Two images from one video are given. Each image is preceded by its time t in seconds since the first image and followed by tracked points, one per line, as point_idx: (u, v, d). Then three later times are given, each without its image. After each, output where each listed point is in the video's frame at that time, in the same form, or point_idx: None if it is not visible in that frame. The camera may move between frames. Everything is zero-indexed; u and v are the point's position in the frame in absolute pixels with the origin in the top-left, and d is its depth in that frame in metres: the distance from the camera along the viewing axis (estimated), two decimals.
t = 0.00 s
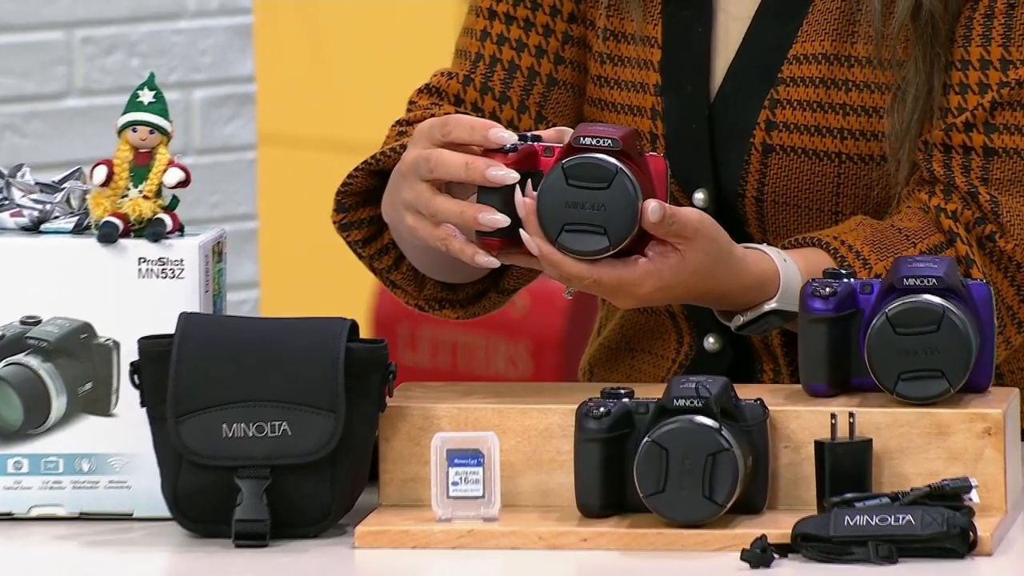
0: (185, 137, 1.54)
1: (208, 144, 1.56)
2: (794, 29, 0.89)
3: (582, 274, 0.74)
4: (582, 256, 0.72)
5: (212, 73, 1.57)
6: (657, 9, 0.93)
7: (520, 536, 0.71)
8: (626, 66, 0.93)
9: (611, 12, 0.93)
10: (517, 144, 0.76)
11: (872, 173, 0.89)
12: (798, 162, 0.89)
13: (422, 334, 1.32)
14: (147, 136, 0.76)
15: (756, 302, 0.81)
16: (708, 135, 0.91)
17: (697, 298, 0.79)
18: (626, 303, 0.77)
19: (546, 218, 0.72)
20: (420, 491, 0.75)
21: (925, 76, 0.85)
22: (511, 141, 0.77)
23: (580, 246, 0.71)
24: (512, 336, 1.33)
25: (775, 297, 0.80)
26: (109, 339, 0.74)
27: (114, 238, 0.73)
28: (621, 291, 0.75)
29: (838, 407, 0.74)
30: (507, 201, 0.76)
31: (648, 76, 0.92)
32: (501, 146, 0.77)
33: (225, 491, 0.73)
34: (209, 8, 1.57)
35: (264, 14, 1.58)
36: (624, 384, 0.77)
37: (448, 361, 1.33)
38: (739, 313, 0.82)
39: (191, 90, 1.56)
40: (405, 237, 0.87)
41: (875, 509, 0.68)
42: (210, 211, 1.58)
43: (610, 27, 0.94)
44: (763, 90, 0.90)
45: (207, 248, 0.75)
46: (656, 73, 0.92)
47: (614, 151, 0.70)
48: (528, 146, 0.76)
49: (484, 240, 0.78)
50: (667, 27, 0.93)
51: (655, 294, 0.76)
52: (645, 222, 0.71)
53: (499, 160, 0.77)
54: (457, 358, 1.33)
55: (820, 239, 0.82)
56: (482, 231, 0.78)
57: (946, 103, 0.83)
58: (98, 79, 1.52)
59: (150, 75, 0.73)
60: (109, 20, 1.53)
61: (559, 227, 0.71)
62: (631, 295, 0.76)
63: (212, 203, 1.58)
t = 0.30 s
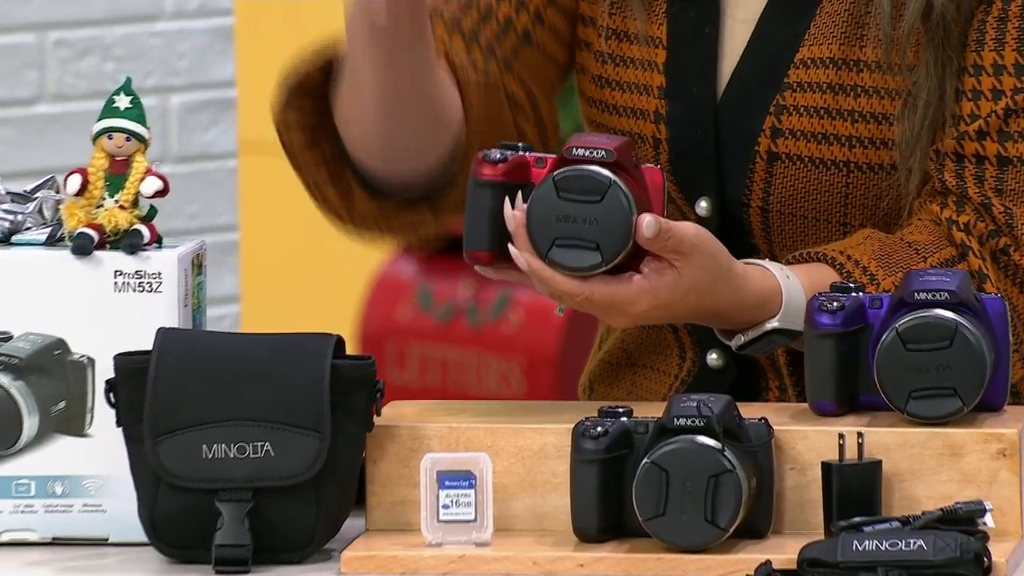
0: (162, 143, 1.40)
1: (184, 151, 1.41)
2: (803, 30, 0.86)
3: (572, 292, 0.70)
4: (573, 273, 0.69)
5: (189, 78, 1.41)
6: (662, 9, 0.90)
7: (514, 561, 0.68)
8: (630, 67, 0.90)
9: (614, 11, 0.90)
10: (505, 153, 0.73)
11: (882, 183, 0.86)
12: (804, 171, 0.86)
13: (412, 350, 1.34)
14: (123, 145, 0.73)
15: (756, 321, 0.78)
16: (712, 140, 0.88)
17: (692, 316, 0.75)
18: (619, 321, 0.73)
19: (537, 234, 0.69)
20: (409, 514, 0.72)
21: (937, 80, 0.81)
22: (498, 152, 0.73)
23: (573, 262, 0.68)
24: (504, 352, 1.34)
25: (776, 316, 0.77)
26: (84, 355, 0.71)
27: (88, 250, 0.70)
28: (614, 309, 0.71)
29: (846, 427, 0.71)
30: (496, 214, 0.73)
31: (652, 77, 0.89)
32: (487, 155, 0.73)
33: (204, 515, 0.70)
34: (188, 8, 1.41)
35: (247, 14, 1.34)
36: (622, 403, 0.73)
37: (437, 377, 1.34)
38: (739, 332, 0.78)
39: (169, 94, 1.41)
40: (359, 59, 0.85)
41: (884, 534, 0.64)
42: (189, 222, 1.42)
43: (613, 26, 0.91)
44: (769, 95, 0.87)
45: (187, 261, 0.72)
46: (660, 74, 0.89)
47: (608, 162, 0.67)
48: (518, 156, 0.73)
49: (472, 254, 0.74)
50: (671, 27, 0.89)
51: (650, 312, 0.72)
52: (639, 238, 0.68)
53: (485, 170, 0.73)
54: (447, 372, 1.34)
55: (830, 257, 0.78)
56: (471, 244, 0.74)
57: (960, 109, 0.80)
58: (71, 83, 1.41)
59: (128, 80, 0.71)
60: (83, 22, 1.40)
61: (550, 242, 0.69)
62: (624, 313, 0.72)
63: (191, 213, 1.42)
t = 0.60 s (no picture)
0: (143, 150, 1.38)
1: (169, 158, 1.39)
2: (814, 33, 0.83)
3: (576, 313, 0.67)
4: (578, 293, 0.66)
5: (173, 80, 1.40)
6: (668, 6, 0.87)
7: None
8: (633, 67, 0.86)
9: (619, 8, 0.87)
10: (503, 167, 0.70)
11: (896, 195, 0.83)
12: (815, 180, 0.83)
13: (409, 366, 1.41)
14: (103, 150, 0.70)
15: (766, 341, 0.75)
16: (718, 141, 0.85)
17: (701, 336, 0.73)
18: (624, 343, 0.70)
19: (539, 251, 0.66)
20: (402, 538, 0.69)
21: (955, 89, 0.80)
22: (497, 166, 0.70)
23: (575, 281, 0.65)
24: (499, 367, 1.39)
25: (786, 337, 0.74)
26: (62, 372, 0.68)
27: (66, 262, 0.67)
28: (620, 330, 0.68)
29: (859, 446, 0.67)
30: (496, 230, 0.70)
31: (657, 78, 0.86)
32: (485, 170, 0.70)
33: (188, 539, 0.66)
34: (171, 8, 1.40)
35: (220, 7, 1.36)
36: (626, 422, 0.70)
37: (435, 394, 1.40)
38: (749, 352, 0.76)
39: (151, 99, 1.39)
40: (319, 30, 0.77)
41: (900, 558, 0.61)
42: (172, 231, 1.42)
43: (617, 23, 0.87)
44: (780, 99, 0.83)
45: (170, 272, 0.69)
46: (665, 74, 0.86)
47: (614, 176, 0.65)
48: (518, 171, 0.70)
49: (470, 272, 0.71)
50: (678, 24, 0.86)
51: (657, 334, 0.70)
52: (646, 257, 0.65)
53: (485, 186, 0.70)
54: (444, 392, 1.40)
55: (843, 274, 0.76)
56: (468, 262, 0.71)
57: (978, 119, 0.78)
58: (47, 86, 1.37)
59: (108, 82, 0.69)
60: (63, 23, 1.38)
61: (554, 262, 0.66)
62: (631, 335, 0.69)
63: (175, 222, 1.42)
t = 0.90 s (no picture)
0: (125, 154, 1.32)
1: (152, 163, 1.32)
2: (826, 32, 0.81)
3: (584, 324, 0.64)
4: (585, 303, 0.63)
5: (156, 82, 1.32)
6: (670, 10, 0.85)
7: None
8: (635, 74, 0.85)
9: (619, 14, 0.86)
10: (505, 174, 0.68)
11: (913, 201, 0.81)
12: (829, 185, 0.81)
13: (399, 384, 1.21)
14: (84, 155, 0.68)
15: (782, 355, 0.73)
16: (725, 150, 0.83)
17: (713, 348, 0.70)
18: (634, 357, 0.67)
19: (543, 261, 0.63)
20: (397, 560, 0.66)
21: (975, 90, 0.77)
22: (499, 173, 0.68)
23: (582, 291, 0.63)
24: (501, 385, 1.21)
25: (804, 348, 0.71)
26: (40, 387, 0.65)
27: (45, 271, 0.64)
28: (630, 343, 0.66)
29: (875, 465, 0.64)
30: (499, 241, 0.67)
31: (660, 85, 0.84)
32: (487, 178, 0.68)
33: (173, 562, 0.63)
34: (153, 6, 1.32)
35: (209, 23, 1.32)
36: (632, 438, 0.67)
37: (430, 415, 1.21)
38: (764, 366, 0.73)
39: (133, 100, 1.32)
40: (352, 165, 0.81)
41: None
42: (155, 240, 1.34)
43: (618, 30, 0.86)
44: (790, 103, 0.81)
45: (154, 282, 0.66)
46: (668, 81, 0.84)
47: (620, 183, 0.62)
48: (519, 178, 0.68)
49: (473, 285, 0.68)
50: (680, 29, 0.85)
51: (667, 346, 0.67)
52: (656, 265, 0.62)
53: (486, 195, 0.67)
54: (440, 411, 1.21)
55: (862, 283, 0.73)
56: (470, 272, 0.68)
57: (1001, 119, 0.75)
58: (25, 89, 1.31)
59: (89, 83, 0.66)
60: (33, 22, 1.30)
61: (559, 270, 0.63)
62: (641, 348, 0.66)
63: (158, 230, 1.34)
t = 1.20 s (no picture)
0: (107, 157, 1.24)
1: (135, 166, 1.25)
2: (836, 31, 0.78)
3: (586, 336, 0.62)
4: (585, 315, 0.61)
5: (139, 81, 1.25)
6: (673, 8, 0.82)
7: None
8: (637, 75, 0.83)
9: (620, 12, 0.83)
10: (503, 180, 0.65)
11: (929, 204, 0.78)
12: (840, 190, 0.78)
13: (392, 398, 1.15)
14: (64, 158, 0.65)
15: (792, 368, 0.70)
16: (730, 154, 0.80)
17: (720, 360, 0.67)
18: (638, 371, 0.65)
19: (541, 272, 0.60)
20: None
21: (991, 89, 0.74)
22: (497, 179, 0.65)
23: (582, 303, 0.60)
24: (501, 401, 1.14)
25: (814, 361, 0.69)
26: (18, 401, 0.62)
27: (23, 279, 0.61)
28: (633, 356, 0.63)
29: (890, 482, 0.61)
30: (495, 248, 0.65)
31: (663, 86, 0.82)
32: (483, 184, 0.65)
33: None
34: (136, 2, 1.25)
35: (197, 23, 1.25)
36: (636, 454, 0.64)
37: (425, 432, 1.14)
38: (773, 380, 0.70)
39: (116, 100, 1.25)
40: (354, 194, 0.80)
41: None
42: (137, 247, 1.28)
43: (619, 29, 0.83)
44: (799, 104, 0.79)
45: (137, 290, 0.63)
46: (671, 82, 0.81)
47: (623, 188, 0.59)
48: (518, 184, 0.65)
49: (468, 295, 0.66)
50: (684, 27, 0.82)
51: (673, 359, 0.64)
52: (661, 275, 0.60)
53: (482, 201, 0.65)
54: (436, 429, 1.15)
55: (875, 292, 0.70)
56: (466, 282, 0.66)
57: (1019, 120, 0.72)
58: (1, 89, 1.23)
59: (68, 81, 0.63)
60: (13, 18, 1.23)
61: (558, 281, 0.60)
62: (645, 361, 0.64)
63: (140, 237, 1.27)
